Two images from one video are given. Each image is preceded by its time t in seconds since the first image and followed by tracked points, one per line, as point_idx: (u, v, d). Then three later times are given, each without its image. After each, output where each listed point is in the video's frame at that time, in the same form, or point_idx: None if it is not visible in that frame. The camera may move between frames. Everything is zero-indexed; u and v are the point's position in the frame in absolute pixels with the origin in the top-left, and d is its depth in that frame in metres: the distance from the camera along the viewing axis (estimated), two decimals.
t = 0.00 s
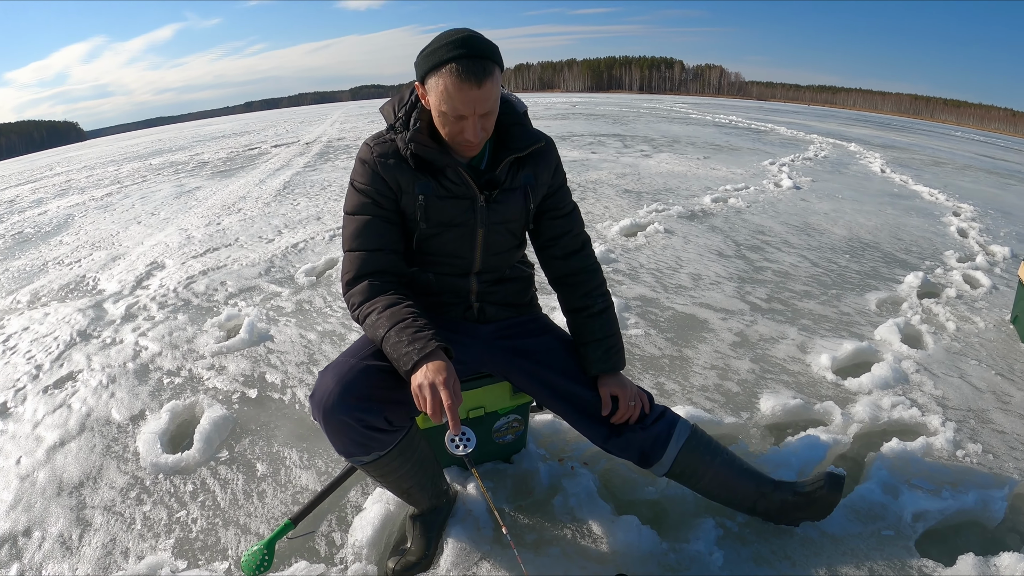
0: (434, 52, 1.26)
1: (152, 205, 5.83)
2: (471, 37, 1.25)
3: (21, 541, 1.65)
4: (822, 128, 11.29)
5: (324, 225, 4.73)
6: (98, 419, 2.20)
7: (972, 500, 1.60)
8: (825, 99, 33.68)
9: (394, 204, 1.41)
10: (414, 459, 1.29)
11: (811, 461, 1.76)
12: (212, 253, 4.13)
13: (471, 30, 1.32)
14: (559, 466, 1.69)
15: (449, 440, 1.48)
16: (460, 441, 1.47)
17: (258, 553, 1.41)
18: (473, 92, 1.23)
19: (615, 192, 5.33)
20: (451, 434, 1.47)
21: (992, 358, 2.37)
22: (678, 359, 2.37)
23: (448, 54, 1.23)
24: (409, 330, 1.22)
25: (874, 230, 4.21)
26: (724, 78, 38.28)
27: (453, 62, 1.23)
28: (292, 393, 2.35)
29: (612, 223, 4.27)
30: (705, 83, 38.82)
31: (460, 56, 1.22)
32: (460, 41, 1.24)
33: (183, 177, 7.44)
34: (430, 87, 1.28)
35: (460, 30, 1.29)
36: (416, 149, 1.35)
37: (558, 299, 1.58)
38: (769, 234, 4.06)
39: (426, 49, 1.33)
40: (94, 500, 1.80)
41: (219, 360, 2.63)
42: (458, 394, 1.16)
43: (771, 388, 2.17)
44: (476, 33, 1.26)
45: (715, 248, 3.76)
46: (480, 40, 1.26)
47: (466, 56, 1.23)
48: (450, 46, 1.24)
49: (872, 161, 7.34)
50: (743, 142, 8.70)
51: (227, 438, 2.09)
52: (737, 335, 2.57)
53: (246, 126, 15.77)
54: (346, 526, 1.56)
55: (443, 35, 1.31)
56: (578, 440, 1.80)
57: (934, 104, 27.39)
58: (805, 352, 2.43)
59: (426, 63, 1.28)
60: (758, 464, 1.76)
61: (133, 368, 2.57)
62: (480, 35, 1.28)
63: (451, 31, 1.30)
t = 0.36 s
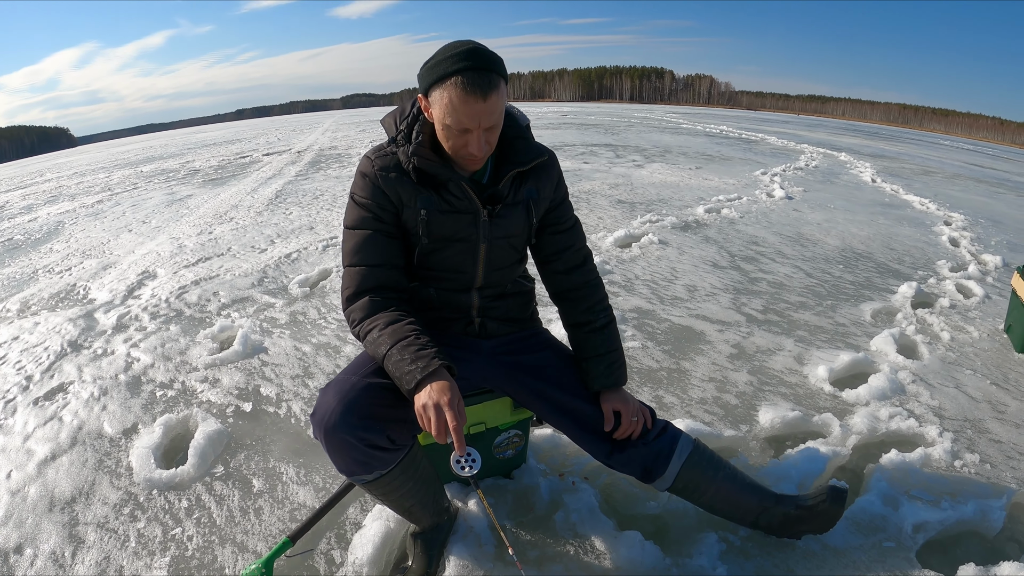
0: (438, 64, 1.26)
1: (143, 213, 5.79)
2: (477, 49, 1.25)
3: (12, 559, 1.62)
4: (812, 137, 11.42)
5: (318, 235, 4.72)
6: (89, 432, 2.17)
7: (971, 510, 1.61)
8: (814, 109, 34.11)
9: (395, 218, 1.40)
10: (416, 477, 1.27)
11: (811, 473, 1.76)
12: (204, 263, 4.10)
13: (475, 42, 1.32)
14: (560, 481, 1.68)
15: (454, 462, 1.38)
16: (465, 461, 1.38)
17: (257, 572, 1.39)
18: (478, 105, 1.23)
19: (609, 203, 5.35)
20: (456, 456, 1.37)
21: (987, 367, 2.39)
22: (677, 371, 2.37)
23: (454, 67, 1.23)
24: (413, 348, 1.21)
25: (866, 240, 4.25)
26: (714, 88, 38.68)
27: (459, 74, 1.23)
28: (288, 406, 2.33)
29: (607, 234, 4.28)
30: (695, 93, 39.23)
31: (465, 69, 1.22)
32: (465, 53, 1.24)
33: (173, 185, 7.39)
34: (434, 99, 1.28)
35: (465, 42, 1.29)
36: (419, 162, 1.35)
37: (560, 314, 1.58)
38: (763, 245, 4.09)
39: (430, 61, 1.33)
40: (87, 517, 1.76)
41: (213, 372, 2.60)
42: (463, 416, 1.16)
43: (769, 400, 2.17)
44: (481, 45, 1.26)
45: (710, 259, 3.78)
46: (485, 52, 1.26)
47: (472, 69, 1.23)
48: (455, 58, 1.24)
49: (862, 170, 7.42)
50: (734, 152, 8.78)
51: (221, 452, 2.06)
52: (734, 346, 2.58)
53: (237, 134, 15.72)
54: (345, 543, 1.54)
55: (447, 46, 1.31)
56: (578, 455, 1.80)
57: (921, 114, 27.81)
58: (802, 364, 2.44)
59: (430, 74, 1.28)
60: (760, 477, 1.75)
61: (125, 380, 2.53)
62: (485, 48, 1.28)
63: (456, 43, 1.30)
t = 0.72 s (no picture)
0: (460, 88, 1.26)
1: (138, 221, 5.78)
2: (498, 74, 1.25)
3: None
4: (805, 151, 11.55)
5: (316, 247, 4.72)
6: (88, 448, 2.15)
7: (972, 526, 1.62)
8: (806, 123, 34.55)
9: (411, 240, 1.41)
10: (431, 500, 1.28)
11: (815, 491, 1.78)
12: (201, 274, 4.10)
13: (494, 64, 1.33)
14: (569, 501, 1.69)
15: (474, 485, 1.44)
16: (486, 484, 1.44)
17: None
18: (499, 130, 1.24)
19: (606, 217, 5.39)
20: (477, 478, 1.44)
21: (984, 384, 2.42)
22: (680, 390, 2.37)
23: (475, 91, 1.23)
24: (429, 371, 1.21)
25: (861, 256, 4.30)
26: (707, 102, 39.11)
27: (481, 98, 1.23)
28: (291, 424, 2.32)
29: (605, 249, 4.31)
30: (688, 106, 39.68)
31: (487, 93, 1.22)
32: (487, 78, 1.25)
33: (168, 193, 7.38)
34: (455, 122, 1.28)
35: (485, 65, 1.29)
36: (437, 185, 1.36)
37: (572, 335, 1.60)
38: (760, 261, 4.14)
39: (449, 83, 1.33)
40: (88, 537, 1.75)
41: (213, 388, 2.59)
42: (482, 437, 1.15)
43: (772, 419, 2.19)
44: (502, 69, 1.27)
45: (708, 275, 3.81)
46: (507, 76, 1.26)
47: (494, 93, 1.24)
48: (477, 82, 1.24)
49: (855, 185, 7.52)
50: (728, 166, 8.88)
51: (225, 471, 2.05)
52: (735, 364, 2.59)
53: (232, 141, 15.75)
54: (355, 565, 1.53)
55: (466, 69, 1.31)
56: (586, 474, 1.80)
57: (911, 128, 28.20)
58: (802, 382, 2.45)
59: (450, 97, 1.28)
60: (765, 496, 1.76)
61: (123, 395, 2.52)
62: (505, 72, 1.28)
63: (476, 66, 1.30)
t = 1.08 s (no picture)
0: (482, 115, 1.28)
1: (137, 228, 5.81)
2: (520, 102, 1.28)
3: None
4: (801, 164, 11.68)
5: (317, 257, 4.77)
6: (95, 458, 2.17)
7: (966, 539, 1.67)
8: (802, 136, 34.89)
9: (428, 261, 1.45)
10: (446, 515, 1.32)
11: (815, 506, 1.80)
12: (203, 283, 4.14)
13: (515, 91, 1.35)
14: (576, 515, 1.73)
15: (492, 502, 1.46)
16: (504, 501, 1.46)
17: None
18: (520, 157, 1.26)
19: (605, 231, 5.46)
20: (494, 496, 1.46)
21: (978, 400, 2.47)
22: (682, 405, 2.39)
23: (498, 118, 1.25)
24: (447, 392, 1.25)
25: (858, 271, 4.37)
26: (704, 114, 39.50)
27: (503, 126, 1.25)
28: (299, 437, 2.36)
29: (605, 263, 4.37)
30: (685, 118, 40.08)
31: (509, 121, 1.24)
32: (509, 106, 1.27)
33: (167, 199, 7.42)
34: (476, 148, 1.30)
35: (507, 92, 1.31)
36: (456, 209, 1.39)
37: (582, 354, 1.65)
38: (759, 276, 4.20)
39: (470, 108, 1.34)
40: (98, 549, 1.76)
41: (219, 400, 2.62)
42: (501, 457, 1.20)
43: (772, 435, 2.19)
44: (524, 97, 1.29)
45: (708, 290, 3.87)
46: (528, 104, 1.29)
47: (515, 121, 1.26)
48: (498, 110, 1.26)
49: (851, 199, 7.61)
50: (725, 179, 8.97)
51: (234, 483, 2.07)
52: (736, 379, 2.62)
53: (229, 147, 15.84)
54: None
55: (488, 95, 1.33)
56: (592, 489, 1.84)
57: (905, 141, 28.52)
58: (801, 398, 2.48)
59: (472, 124, 1.30)
60: (767, 510, 1.78)
61: (129, 405, 2.54)
62: (526, 99, 1.30)
63: (497, 93, 1.32)
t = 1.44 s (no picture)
0: (495, 123, 1.30)
1: (140, 230, 5.85)
2: (533, 111, 1.30)
3: None
4: (801, 171, 11.73)
5: (321, 261, 4.80)
6: (102, 459, 2.18)
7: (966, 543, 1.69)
8: (803, 143, 35.01)
9: (441, 268, 1.47)
10: (457, 517, 1.34)
11: (818, 509, 1.81)
12: (207, 285, 4.17)
13: (528, 101, 1.37)
14: (582, 518, 1.75)
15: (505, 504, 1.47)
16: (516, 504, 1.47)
17: None
18: (534, 166, 1.28)
19: (608, 237, 5.49)
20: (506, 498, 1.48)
21: (978, 406, 2.49)
22: (685, 410, 2.40)
23: (512, 127, 1.28)
24: (460, 397, 1.28)
25: (859, 278, 4.39)
26: (705, 121, 39.63)
27: (516, 134, 1.27)
28: (305, 439, 2.38)
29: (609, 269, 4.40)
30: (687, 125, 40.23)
31: (523, 130, 1.27)
32: (522, 115, 1.29)
33: (170, 201, 7.47)
34: (489, 157, 1.32)
35: (520, 101, 1.34)
36: (469, 217, 1.42)
37: (590, 360, 1.68)
38: (761, 283, 4.22)
39: (484, 116, 1.37)
40: (106, 549, 1.77)
41: (226, 403, 2.65)
42: (513, 460, 1.21)
43: (775, 439, 2.18)
44: (536, 107, 1.31)
45: (710, 297, 3.89)
46: (541, 114, 1.31)
47: (529, 130, 1.28)
48: (512, 119, 1.29)
49: (852, 206, 7.64)
50: (727, 186, 9.01)
51: (241, 485, 2.09)
52: (738, 384, 2.62)
53: (231, 150, 15.93)
54: None
55: (501, 104, 1.36)
56: (598, 492, 1.86)
57: (906, 149, 28.60)
58: (804, 403, 2.46)
59: (486, 132, 1.32)
60: (770, 514, 1.78)
61: (135, 407, 2.56)
62: (539, 108, 1.33)
63: (510, 102, 1.35)
